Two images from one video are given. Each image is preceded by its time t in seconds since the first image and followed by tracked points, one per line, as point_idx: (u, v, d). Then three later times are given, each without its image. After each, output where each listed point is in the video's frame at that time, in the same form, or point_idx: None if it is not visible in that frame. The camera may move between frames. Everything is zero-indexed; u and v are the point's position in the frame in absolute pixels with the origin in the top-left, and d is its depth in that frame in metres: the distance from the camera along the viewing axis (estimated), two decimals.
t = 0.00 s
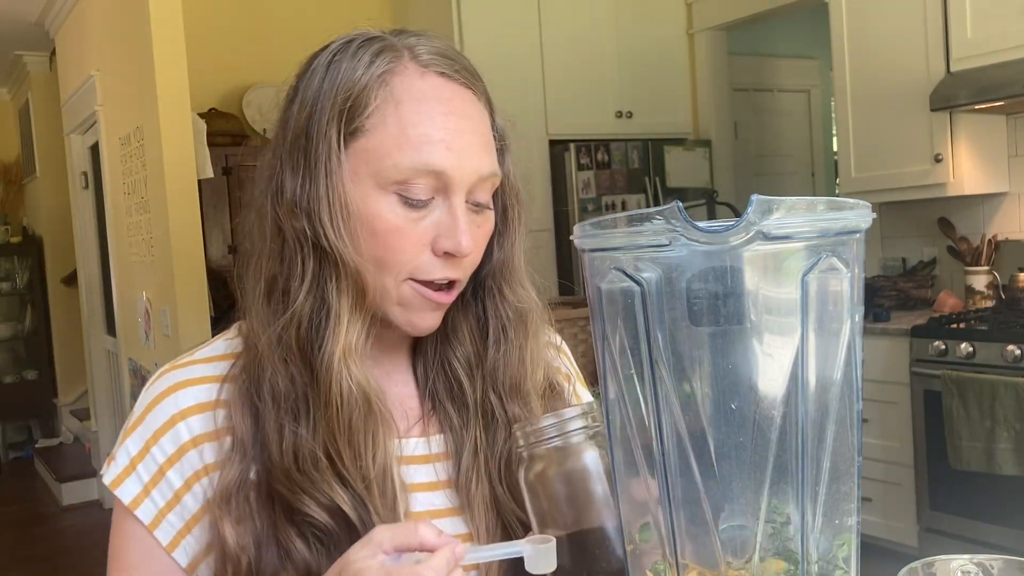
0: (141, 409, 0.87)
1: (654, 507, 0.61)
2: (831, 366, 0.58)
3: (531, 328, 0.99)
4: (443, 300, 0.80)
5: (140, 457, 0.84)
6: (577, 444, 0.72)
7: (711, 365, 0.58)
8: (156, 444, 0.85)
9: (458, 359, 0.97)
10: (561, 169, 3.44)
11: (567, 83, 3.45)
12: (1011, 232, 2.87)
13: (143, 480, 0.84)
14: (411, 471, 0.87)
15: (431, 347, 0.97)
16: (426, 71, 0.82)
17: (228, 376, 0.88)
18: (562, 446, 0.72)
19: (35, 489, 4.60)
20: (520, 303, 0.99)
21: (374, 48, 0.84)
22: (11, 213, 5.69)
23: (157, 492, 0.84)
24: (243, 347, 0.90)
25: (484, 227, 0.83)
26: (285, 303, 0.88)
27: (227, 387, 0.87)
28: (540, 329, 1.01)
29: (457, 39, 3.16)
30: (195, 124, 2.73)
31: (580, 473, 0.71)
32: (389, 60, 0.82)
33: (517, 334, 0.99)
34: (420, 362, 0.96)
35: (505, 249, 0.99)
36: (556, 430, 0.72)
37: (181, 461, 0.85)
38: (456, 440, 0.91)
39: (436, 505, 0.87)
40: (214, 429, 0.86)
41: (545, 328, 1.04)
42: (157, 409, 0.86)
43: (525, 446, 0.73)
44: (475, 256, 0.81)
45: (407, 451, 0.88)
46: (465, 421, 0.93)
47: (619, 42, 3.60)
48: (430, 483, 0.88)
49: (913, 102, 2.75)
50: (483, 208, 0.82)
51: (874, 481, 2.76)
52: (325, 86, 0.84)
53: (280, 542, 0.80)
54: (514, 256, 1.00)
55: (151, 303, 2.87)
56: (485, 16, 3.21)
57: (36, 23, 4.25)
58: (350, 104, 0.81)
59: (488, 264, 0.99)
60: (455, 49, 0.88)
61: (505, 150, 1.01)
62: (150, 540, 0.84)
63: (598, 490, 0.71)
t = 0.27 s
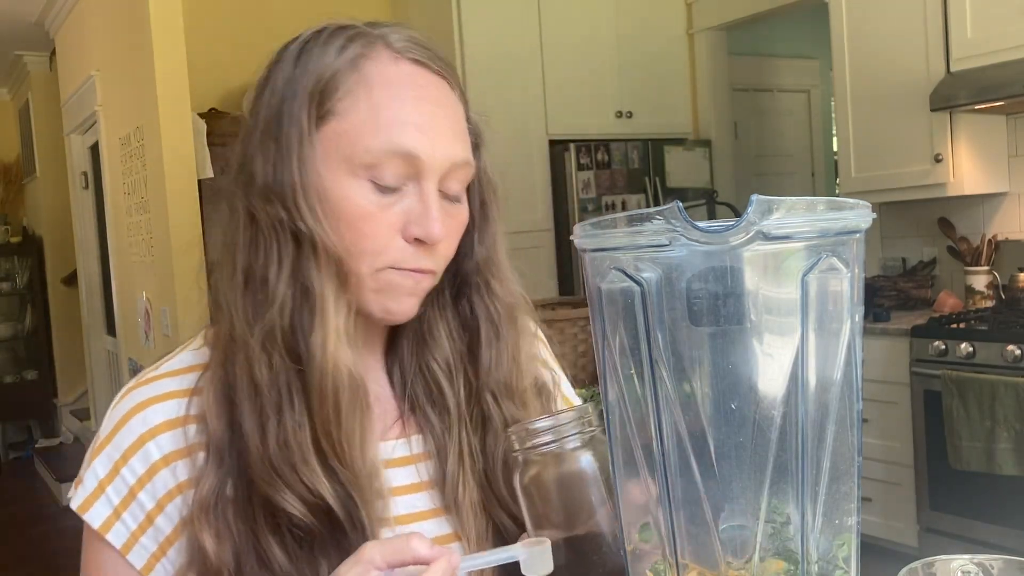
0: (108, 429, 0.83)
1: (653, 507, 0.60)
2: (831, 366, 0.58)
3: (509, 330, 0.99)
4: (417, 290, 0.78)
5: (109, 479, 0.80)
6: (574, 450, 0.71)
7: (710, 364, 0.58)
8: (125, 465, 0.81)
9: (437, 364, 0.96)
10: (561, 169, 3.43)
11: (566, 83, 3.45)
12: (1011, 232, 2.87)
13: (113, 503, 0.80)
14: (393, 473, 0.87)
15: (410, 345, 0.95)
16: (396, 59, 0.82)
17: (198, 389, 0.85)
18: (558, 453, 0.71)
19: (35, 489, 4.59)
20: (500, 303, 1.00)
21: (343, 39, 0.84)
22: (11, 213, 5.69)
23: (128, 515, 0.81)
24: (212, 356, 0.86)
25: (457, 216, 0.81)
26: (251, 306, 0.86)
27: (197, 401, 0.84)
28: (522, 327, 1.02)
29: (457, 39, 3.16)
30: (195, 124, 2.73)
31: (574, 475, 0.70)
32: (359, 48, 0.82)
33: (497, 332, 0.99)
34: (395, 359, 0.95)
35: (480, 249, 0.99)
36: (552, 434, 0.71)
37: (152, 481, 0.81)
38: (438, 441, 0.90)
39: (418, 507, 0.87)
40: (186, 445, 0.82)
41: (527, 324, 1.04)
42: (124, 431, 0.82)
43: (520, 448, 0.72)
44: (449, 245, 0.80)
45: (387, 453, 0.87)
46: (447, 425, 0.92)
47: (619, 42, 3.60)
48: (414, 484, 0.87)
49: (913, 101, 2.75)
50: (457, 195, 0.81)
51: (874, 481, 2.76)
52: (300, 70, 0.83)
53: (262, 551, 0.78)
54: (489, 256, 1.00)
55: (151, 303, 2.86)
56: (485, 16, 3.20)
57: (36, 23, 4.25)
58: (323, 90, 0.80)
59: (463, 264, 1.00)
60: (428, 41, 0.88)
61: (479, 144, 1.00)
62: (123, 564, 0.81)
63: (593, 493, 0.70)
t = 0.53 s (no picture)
0: (117, 429, 0.82)
1: (654, 507, 0.58)
2: (830, 366, 0.56)
3: (481, 325, 0.97)
4: (339, 257, 0.76)
5: (119, 479, 0.80)
6: (557, 438, 0.68)
7: (710, 365, 0.55)
8: (135, 466, 0.80)
9: (438, 375, 0.93)
10: (561, 168, 3.43)
11: (566, 83, 3.45)
12: (1011, 232, 2.87)
13: (122, 503, 0.80)
14: (393, 480, 0.85)
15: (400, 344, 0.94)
16: (312, 35, 0.84)
17: (209, 390, 0.84)
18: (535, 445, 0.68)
19: (35, 489, 4.59)
20: (466, 297, 0.97)
21: (274, 33, 0.87)
22: (11, 213, 5.69)
23: (137, 516, 0.80)
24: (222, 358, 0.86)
25: (387, 181, 0.80)
26: (248, 305, 0.87)
27: (207, 401, 0.84)
28: (498, 320, 1.00)
29: (457, 39, 3.16)
30: (195, 125, 2.73)
31: (558, 467, 0.67)
32: (281, 33, 0.86)
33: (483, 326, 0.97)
34: (403, 369, 0.93)
35: (449, 242, 0.94)
36: (536, 423, 0.68)
37: (162, 483, 0.81)
38: (441, 453, 0.88)
39: (419, 516, 0.84)
40: (197, 446, 0.82)
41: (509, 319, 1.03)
42: (135, 432, 0.81)
43: (507, 441, 0.69)
44: (376, 208, 0.78)
45: (386, 460, 0.85)
46: (448, 437, 0.89)
47: (619, 42, 3.60)
48: (419, 492, 0.85)
49: (913, 102, 2.75)
50: (382, 151, 0.81)
51: (875, 481, 2.76)
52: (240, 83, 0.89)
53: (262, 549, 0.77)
54: (461, 250, 0.96)
55: (151, 303, 2.86)
56: (485, 15, 3.20)
57: (35, 23, 4.25)
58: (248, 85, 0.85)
59: (425, 257, 0.96)
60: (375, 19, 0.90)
61: (446, 107, 0.95)
62: (130, 565, 0.81)
63: (580, 484, 0.67)
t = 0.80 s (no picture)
0: (128, 423, 0.84)
1: (655, 506, 0.58)
2: (831, 366, 0.55)
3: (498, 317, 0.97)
4: (364, 252, 0.77)
5: (128, 473, 0.82)
6: (572, 444, 0.67)
7: (710, 365, 0.55)
8: (144, 460, 0.83)
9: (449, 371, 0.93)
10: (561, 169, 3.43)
11: (566, 83, 3.45)
12: (1012, 232, 2.87)
13: (129, 497, 0.82)
14: (402, 487, 0.84)
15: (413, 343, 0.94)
16: (327, 33, 0.85)
17: (220, 388, 0.87)
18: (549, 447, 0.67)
19: (35, 489, 4.59)
20: (481, 290, 0.97)
21: (286, 32, 0.87)
22: (11, 213, 5.69)
23: (145, 510, 0.83)
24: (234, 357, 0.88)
25: (409, 174, 0.81)
26: (255, 302, 0.88)
27: (217, 399, 0.86)
28: (511, 321, 0.98)
29: (457, 39, 3.16)
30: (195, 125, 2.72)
31: (571, 472, 0.66)
32: (294, 33, 0.86)
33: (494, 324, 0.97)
34: (417, 366, 0.93)
35: (467, 233, 0.96)
36: (553, 425, 0.68)
37: (169, 478, 0.83)
38: (451, 455, 0.87)
39: (426, 524, 0.83)
40: (206, 443, 0.84)
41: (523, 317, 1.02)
42: (145, 426, 0.83)
43: (521, 441, 0.69)
44: (397, 203, 0.79)
45: (397, 467, 0.85)
46: (458, 436, 0.89)
47: (619, 42, 3.59)
48: (428, 500, 0.84)
49: (913, 101, 2.75)
50: (400, 144, 0.82)
51: (875, 481, 2.76)
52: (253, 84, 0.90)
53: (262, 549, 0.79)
54: (478, 244, 0.97)
55: (151, 303, 2.86)
56: (485, 15, 3.20)
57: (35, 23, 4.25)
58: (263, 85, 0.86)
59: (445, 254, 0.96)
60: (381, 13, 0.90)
61: (460, 101, 0.95)
62: (136, 559, 0.83)
63: (589, 492, 0.66)
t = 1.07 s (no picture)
0: (127, 420, 0.85)
1: (655, 507, 0.58)
2: (831, 366, 0.55)
3: (495, 335, 0.97)
4: (370, 283, 0.78)
5: (126, 468, 0.82)
6: (558, 443, 0.68)
7: (711, 365, 0.55)
8: (142, 456, 0.83)
9: (444, 379, 0.94)
10: (561, 169, 3.43)
11: (566, 83, 3.45)
12: (1011, 232, 2.87)
13: (127, 493, 0.82)
14: (396, 483, 0.85)
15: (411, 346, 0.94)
16: (330, 51, 0.83)
17: (217, 386, 0.87)
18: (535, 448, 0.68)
19: (34, 489, 4.59)
20: (479, 308, 0.97)
21: (287, 45, 0.86)
22: (11, 213, 5.69)
23: (141, 506, 0.83)
24: (233, 357, 0.89)
25: (415, 206, 0.80)
26: (255, 309, 0.89)
27: (215, 397, 0.86)
28: (510, 331, 0.99)
29: (457, 39, 3.16)
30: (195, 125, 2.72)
31: (556, 474, 0.67)
32: (296, 48, 0.84)
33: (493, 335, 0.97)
34: (411, 369, 0.93)
35: (467, 255, 0.96)
36: (538, 425, 0.68)
37: (167, 474, 0.83)
38: (446, 453, 0.88)
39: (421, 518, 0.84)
40: (203, 440, 0.85)
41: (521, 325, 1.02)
42: (144, 422, 0.84)
43: (506, 440, 0.69)
44: (404, 234, 0.79)
45: (393, 462, 0.85)
46: (451, 438, 0.89)
47: (619, 42, 3.59)
48: (418, 495, 0.85)
49: (913, 101, 2.75)
50: (408, 176, 0.81)
51: (874, 481, 2.76)
52: (250, 96, 0.89)
53: (259, 544, 0.79)
54: (477, 261, 0.97)
55: (151, 303, 2.86)
56: (485, 15, 3.20)
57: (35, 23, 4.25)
58: (264, 99, 0.85)
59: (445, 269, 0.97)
60: (382, 22, 0.89)
61: (465, 116, 0.94)
62: (131, 554, 0.83)
63: (574, 493, 0.68)
